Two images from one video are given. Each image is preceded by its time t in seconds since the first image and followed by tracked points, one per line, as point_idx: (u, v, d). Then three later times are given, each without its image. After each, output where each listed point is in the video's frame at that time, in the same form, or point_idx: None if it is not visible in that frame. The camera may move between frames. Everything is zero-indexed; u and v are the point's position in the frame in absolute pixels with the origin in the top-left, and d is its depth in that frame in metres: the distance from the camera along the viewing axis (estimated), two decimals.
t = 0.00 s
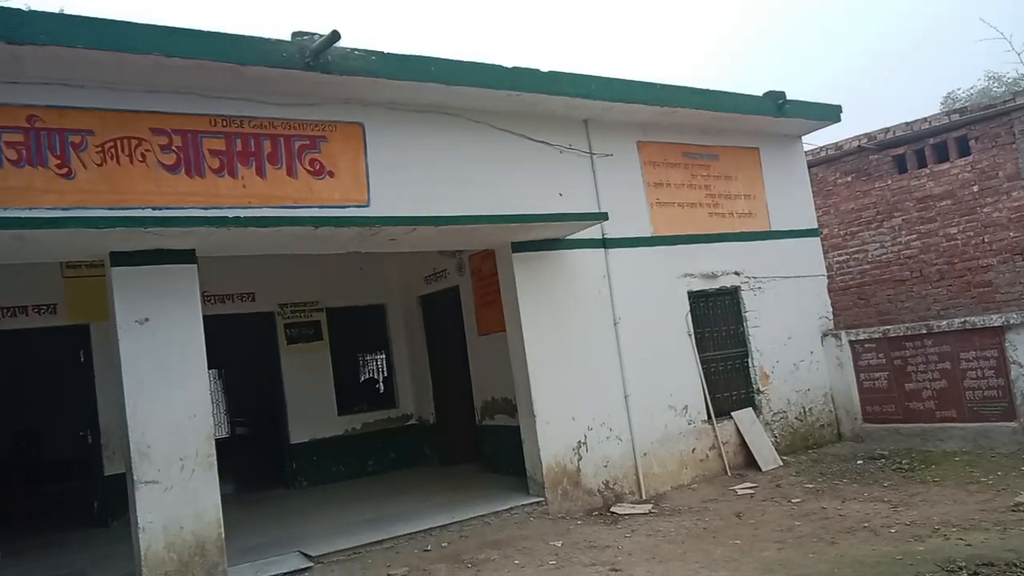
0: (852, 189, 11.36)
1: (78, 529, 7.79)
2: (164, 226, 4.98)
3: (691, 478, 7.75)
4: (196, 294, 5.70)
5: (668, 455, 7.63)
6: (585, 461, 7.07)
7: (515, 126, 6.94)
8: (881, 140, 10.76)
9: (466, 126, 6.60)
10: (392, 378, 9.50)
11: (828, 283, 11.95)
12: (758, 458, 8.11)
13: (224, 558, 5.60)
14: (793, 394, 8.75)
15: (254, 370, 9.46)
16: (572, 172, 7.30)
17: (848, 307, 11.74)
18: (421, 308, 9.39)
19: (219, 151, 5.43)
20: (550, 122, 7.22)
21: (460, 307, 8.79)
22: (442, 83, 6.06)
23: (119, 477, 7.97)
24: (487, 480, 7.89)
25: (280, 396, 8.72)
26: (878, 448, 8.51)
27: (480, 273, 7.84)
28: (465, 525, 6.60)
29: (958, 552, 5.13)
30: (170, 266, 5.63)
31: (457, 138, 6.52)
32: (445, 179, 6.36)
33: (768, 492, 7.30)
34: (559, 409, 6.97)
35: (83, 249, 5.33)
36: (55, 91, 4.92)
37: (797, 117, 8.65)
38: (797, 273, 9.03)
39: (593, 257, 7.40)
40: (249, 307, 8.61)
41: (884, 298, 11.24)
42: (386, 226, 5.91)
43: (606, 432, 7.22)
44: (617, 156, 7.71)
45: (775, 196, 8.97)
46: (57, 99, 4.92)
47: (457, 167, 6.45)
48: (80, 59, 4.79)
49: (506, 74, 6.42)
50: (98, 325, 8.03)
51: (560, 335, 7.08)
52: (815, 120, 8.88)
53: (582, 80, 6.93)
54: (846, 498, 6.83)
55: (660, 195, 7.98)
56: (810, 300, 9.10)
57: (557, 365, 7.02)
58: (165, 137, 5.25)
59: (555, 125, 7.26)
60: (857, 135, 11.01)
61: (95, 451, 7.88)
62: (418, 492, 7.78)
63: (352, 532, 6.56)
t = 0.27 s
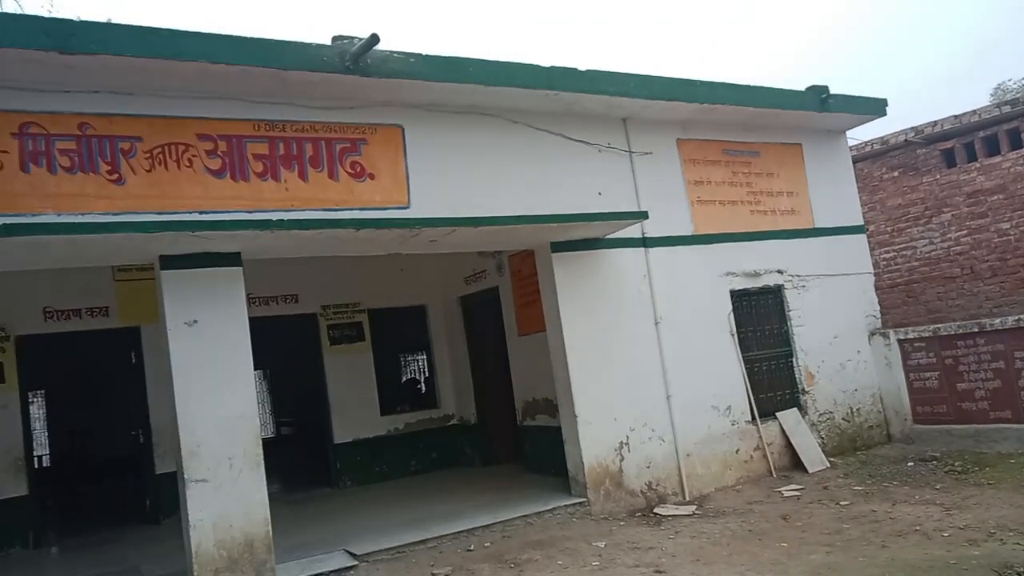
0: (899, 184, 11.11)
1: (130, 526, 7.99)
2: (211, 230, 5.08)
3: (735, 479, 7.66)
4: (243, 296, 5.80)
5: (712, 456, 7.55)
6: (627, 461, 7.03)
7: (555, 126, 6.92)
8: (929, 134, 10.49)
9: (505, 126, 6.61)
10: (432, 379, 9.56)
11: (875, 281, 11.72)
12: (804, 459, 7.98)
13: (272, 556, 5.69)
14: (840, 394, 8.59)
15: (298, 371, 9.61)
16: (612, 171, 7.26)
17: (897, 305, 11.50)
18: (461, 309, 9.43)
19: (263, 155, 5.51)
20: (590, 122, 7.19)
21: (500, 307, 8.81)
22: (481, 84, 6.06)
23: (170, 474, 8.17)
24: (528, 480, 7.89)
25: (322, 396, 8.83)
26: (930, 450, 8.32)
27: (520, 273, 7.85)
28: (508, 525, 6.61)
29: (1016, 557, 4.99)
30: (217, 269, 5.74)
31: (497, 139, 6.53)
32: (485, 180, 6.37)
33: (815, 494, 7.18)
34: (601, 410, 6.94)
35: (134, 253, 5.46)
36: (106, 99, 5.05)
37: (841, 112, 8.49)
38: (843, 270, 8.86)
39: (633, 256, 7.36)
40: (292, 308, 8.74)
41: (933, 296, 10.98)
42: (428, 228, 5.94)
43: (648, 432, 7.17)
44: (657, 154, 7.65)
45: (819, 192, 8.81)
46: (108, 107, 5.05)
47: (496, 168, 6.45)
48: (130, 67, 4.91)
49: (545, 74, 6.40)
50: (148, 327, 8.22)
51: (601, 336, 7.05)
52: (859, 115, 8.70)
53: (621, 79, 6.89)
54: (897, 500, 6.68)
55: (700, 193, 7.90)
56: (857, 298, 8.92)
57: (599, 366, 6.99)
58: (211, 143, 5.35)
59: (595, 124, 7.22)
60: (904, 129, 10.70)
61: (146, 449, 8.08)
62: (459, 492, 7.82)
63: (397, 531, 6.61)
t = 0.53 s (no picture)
0: (933, 179, 10.92)
1: (164, 522, 8.14)
2: (242, 230, 5.16)
3: (764, 478, 7.60)
4: (273, 295, 5.88)
5: (741, 455, 7.50)
6: (655, 460, 7.00)
7: (583, 124, 6.91)
8: (964, 128, 10.28)
9: (532, 125, 6.61)
10: (460, 377, 9.60)
11: (908, 278, 11.54)
12: (835, 458, 7.88)
13: (302, 552, 5.76)
14: (872, 392, 8.47)
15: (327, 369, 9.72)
16: (640, 168, 7.23)
17: (931, 302, 11.31)
18: (488, 307, 9.46)
19: (292, 156, 5.59)
20: (617, 119, 7.17)
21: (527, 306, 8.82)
22: (508, 83, 6.08)
23: (203, 471, 8.30)
24: (556, 479, 7.90)
25: (351, 394, 8.92)
26: (964, 450, 8.20)
27: (547, 272, 7.86)
28: (535, 523, 6.63)
29: None
30: (248, 268, 5.82)
31: (524, 138, 6.54)
32: (512, 179, 6.39)
33: (846, 493, 7.09)
34: (628, 408, 6.93)
35: (167, 253, 5.57)
36: (140, 103, 5.16)
37: (873, 107, 8.37)
38: (875, 267, 8.74)
39: (661, 254, 7.33)
40: (321, 307, 8.84)
41: (968, 293, 10.78)
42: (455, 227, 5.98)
43: (676, 431, 7.14)
44: (685, 151, 7.60)
45: (850, 188, 8.69)
46: (142, 110, 5.15)
47: (523, 167, 6.46)
48: (163, 71, 5.00)
49: (572, 72, 6.39)
50: (181, 326, 8.37)
51: (628, 334, 7.03)
52: (892, 109, 8.57)
53: (648, 76, 6.86)
54: (931, 501, 6.57)
55: (729, 190, 7.84)
56: (889, 295, 8.79)
57: (626, 364, 6.98)
58: (241, 144, 5.43)
59: (622, 121, 7.20)
60: (938, 123, 10.55)
61: (180, 446, 8.23)
62: (486, 490, 7.85)
63: (425, 528, 6.66)
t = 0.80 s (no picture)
0: (962, 173, 10.75)
1: (192, 518, 8.26)
2: (267, 230, 5.21)
3: (790, 476, 7.54)
4: (297, 293, 5.94)
5: (766, 452, 7.44)
6: (679, 457, 6.97)
7: (606, 121, 6.88)
8: (994, 121, 10.03)
9: (555, 122, 6.60)
10: (483, 374, 9.62)
11: (937, 273, 11.39)
12: (863, 456, 7.80)
13: (327, 548, 5.81)
14: (900, 390, 8.36)
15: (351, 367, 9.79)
16: (663, 164, 7.19)
17: (960, 298, 11.14)
18: (510, 305, 9.47)
19: (317, 156, 5.63)
20: (640, 116, 7.13)
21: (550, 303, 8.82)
22: (531, 80, 6.07)
23: (229, 467, 8.38)
24: (579, 476, 7.90)
25: (375, 391, 8.98)
26: (995, 448, 8.10)
27: (570, 269, 7.85)
28: (559, 521, 6.63)
29: None
30: (273, 268, 5.88)
31: (546, 135, 6.53)
32: (534, 177, 6.39)
33: (874, 492, 7.01)
34: (652, 406, 6.90)
35: (194, 252, 5.64)
36: (167, 104, 5.23)
37: (901, 100, 8.25)
38: (903, 263, 8.62)
39: (684, 251, 7.29)
40: (345, 306, 8.90)
41: (999, 288, 10.61)
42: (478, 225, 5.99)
43: (700, 429, 7.10)
44: (708, 147, 7.55)
45: (878, 182, 8.58)
46: (169, 111, 5.22)
47: (545, 164, 6.46)
48: (190, 72, 5.06)
49: (595, 69, 6.37)
50: (208, 324, 8.48)
51: (651, 332, 7.00)
52: (920, 102, 8.44)
53: (671, 72, 6.82)
54: (960, 499, 6.48)
55: (754, 186, 7.78)
56: (918, 291, 8.67)
57: (650, 362, 6.95)
58: (266, 144, 5.48)
59: (645, 117, 7.16)
60: (967, 117, 10.26)
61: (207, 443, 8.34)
62: (509, 487, 7.86)
63: (449, 525, 6.69)
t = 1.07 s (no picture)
0: (997, 163, 10.55)
1: (223, 512, 8.38)
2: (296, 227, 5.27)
3: (820, 472, 7.47)
4: (325, 290, 5.99)
5: (795, 448, 7.37)
6: (706, 453, 6.94)
7: (632, 115, 6.85)
8: None
9: (581, 117, 6.59)
10: (508, 370, 9.65)
11: (970, 266, 11.19)
12: (894, 452, 7.70)
13: (356, 542, 5.86)
14: (933, 385, 8.24)
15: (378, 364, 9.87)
16: (690, 158, 7.14)
17: (994, 292, 10.93)
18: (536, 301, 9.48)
19: (344, 153, 5.67)
20: (667, 109, 7.09)
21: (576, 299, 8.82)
22: (556, 75, 6.06)
23: (259, 462, 8.48)
24: (606, 472, 7.89)
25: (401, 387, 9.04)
26: None
27: (595, 265, 7.85)
28: (585, 516, 6.63)
29: None
30: (301, 265, 5.94)
31: (572, 130, 6.52)
32: (560, 172, 6.38)
33: (905, 488, 6.92)
34: (679, 401, 6.87)
35: (224, 250, 5.72)
36: (197, 104, 5.30)
37: (933, 90, 8.12)
38: (936, 255, 8.48)
39: (711, 245, 7.24)
40: (371, 302, 8.96)
41: None
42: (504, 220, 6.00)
43: (728, 424, 7.06)
44: (735, 140, 7.48)
45: (909, 174, 8.45)
46: (199, 111, 5.30)
47: (571, 160, 6.45)
48: (219, 72, 5.13)
49: (620, 63, 6.34)
50: (237, 321, 8.59)
51: (678, 326, 6.97)
52: (952, 92, 8.29)
53: (697, 65, 6.76)
54: (994, 496, 6.37)
55: (782, 179, 7.70)
56: (951, 284, 8.53)
57: (677, 357, 6.92)
58: (294, 143, 5.54)
59: (671, 111, 7.12)
60: (1003, 106, 10.17)
61: (237, 438, 8.46)
62: (536, 483, 7.88)
63: (476, 520, 6.72)
